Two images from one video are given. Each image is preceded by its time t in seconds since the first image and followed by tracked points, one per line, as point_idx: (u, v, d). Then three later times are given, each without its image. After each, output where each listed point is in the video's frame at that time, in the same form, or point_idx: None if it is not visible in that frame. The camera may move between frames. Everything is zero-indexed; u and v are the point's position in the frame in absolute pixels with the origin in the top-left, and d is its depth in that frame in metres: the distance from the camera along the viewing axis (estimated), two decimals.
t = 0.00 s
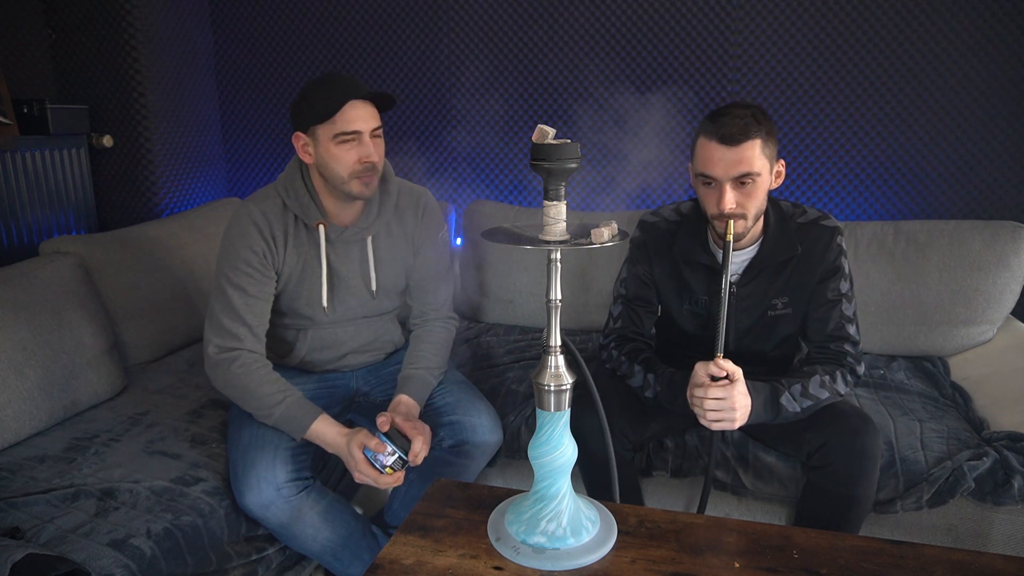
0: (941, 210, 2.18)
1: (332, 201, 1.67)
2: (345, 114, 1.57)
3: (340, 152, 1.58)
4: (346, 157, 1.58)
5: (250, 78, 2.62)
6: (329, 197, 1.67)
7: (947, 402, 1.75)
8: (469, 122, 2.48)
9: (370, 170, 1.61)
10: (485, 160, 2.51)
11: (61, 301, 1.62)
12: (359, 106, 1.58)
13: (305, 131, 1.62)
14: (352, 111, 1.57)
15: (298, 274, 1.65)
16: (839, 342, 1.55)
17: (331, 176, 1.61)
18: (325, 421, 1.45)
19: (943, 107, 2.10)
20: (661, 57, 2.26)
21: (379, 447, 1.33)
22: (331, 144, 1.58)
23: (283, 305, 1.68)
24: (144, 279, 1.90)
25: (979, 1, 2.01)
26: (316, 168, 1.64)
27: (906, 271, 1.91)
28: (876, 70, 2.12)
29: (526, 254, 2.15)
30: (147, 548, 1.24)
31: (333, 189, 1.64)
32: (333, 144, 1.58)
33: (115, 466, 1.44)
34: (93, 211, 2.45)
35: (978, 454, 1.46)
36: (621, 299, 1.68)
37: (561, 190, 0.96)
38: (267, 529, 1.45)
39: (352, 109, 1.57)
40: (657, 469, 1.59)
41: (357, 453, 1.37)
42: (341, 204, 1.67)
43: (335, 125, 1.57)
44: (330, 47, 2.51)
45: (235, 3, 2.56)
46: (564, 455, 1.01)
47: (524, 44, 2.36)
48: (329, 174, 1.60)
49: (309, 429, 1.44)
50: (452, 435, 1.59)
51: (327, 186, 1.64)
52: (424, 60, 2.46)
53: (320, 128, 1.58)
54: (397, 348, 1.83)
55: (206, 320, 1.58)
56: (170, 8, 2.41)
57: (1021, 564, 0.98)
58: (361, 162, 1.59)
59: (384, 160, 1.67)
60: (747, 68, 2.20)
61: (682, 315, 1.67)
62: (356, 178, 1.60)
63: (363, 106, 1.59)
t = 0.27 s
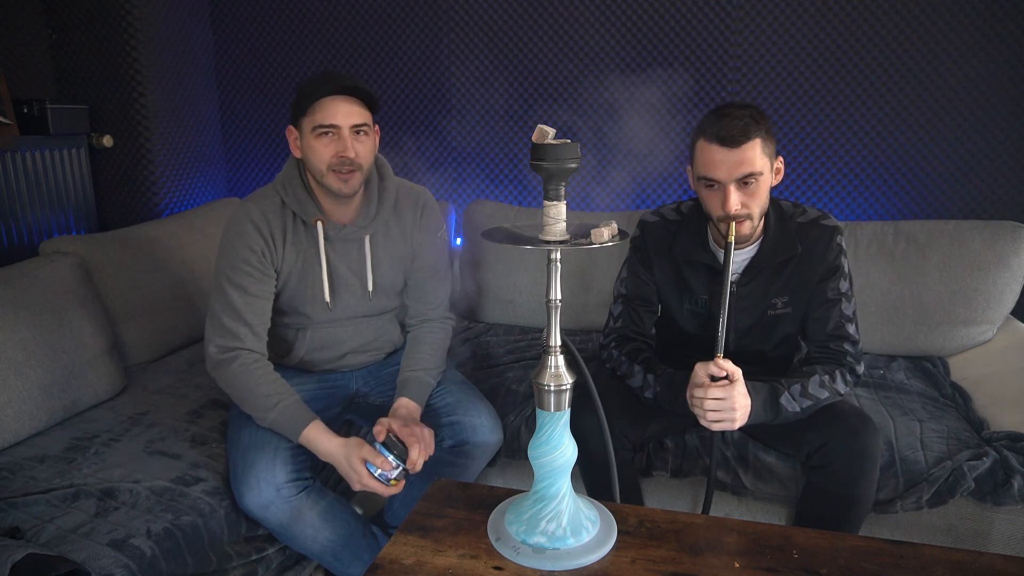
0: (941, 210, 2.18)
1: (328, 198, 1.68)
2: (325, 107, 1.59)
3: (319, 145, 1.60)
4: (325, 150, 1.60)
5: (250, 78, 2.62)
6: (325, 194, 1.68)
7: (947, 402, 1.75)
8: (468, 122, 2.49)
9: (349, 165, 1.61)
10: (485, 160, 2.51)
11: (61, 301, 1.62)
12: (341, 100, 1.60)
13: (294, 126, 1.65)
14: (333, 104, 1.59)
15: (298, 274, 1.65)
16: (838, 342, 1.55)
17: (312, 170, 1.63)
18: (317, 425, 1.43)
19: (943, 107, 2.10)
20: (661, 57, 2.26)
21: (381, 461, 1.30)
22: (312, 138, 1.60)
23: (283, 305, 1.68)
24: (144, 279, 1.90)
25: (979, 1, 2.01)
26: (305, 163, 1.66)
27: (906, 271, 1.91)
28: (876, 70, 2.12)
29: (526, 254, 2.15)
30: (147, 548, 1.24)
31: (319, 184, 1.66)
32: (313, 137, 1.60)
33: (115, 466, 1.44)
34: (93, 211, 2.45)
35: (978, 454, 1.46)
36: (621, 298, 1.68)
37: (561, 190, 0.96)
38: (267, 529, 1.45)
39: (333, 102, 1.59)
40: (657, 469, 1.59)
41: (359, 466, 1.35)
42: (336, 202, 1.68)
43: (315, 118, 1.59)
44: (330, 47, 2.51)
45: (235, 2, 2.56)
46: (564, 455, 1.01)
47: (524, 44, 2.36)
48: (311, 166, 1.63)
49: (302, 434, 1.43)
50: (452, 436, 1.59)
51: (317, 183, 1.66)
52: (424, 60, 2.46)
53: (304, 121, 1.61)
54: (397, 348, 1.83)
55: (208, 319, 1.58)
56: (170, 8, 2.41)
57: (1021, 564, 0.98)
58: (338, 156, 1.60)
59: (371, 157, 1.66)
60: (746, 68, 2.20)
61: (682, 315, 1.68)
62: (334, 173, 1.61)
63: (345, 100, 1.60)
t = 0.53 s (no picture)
0: (941, 210, 2.18)
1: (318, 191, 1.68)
2: (310, 99, 1.62)
3: (302, 135, 1.62)
4: (308, 141, 1.62)
5: (250, 78, 2.62)
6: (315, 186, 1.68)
7: (947, 402, 1.75)
8: (468, 122, 2.49)
9: (331, 156, 1.62)
10: (485, 160, 2.51)
11: (61, 301, 1.62)
12: (327, 93, 1.63)
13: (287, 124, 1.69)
14: (318, 96, 1.62)
15: (298, 274, 1.65)
16: (838, 341, 1.55)
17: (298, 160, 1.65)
18: (318, 425, 1.43)
19: (943, 107, 2.10)
20: (661, 56, 2.26)
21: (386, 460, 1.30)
22: (297, 129, 1.63)
23: (283, 305, 1.68)
24: (144, 279, 1.90)
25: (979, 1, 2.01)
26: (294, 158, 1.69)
27: (906, 271, 1.91)
28: (876, 70, 2.12)
29: (526, 254, 2.15)
30: (147, 548, 1.24)
31: (306, 179, 1.67)
32: (298, 128, 1.63)
33: (115, 466, 1.44)
34: (93, 211, 2.45)
35: (978, 454, 1.46)
36: (622, 299, 1.68)
37: (561, 190, 0.96)
38: (267, 529, 1.45)
39: (318, 93, 1.62)
40: (657, 469, 1.59)
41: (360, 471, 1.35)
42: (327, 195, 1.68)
43: (300, 110, 1.63)
44: (330, 47, 2.51)
45: (235, 2, 2.56)
46: (564, 455, 1.01)
47: (524, 44, 2.36)
48: (297, 159, 1.65)
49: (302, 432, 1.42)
50: (452, 435, 1.59)
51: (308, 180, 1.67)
52: (424, 60, 2.46)
53: (292, 115, 1.65)
54: (396, 348, 1.83)
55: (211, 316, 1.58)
56: (170, 8, 2.41)
57: (1021, 564, 0.98)
58: (320, 146, 1.61)
59: (358, 151, 1.66)
60: (746, 68, 2.20)
61: (682, 315, 1.67)
62: (317, 164, 1.62)
63: (331, 93, 1.63)
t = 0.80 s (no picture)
0: (941, 210, 2.18)
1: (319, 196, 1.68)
2: (312, 101, 1.62)
3: (304, 139, 1.62)
4: (309, 144, 1.61)
5: (250, 78, 2.62)
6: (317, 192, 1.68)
7: (947, 402, 1.75)
8: (468, 122, 2.49)
9: (333, 160, 1.62)
10: (485, 160, 2.51)
11: (61, 301, 1.62)
12: (328, 96, 1.63)
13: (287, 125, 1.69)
14: (320, 98, 1.61)
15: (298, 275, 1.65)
16: (838, 341, 1.55)
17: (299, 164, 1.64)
18: (316, 424, 1.42)
19: (942, 107, 2.10)
20: (662, 56, 2.26)
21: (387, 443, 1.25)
22: (298, 131, 1.63)
23: (283, 305, 1.68)
24: (144, 279, 1.90)
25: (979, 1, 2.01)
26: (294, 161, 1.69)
27: (906, 271, 1.91)
28: (876, 70, 2.12)
29: (526, 254, 2.15)
30: (147, 548, 1.24)
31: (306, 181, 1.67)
32: (299, 130, 1.63)
33: (115, 466, 1.44)
34: (93, 211, 2.45)
35: (978, 454, 1.46)
36: (622, 299, 1.69)
37: (561, 189, 0.96)
38: (267, 529, 1.45)
39: (319, 97, 1.62)
40: (657, 469, 1.59)
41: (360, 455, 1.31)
42: (328, 200, 1.68)
43: (302, 113, 1.62)
44: (330, 47, 2.51)
45: (235, 3, 2.56)
46: (563, 455, 1.01)
47: (524, 44, 2.36)
48: (297, 162, 1.65)
49: (299, 432, 1.42)
50: (452, 435, 1.59)
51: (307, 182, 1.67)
52: (424, 60, 2.46)
53: (293, 117, 1.65)
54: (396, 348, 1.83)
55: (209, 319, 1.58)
56: (170, 9, 2.41)
57: (1021, 564, 0.97)
58: (322, 150, 1.61)
59: (359, 155, 1.66)
60: (746, 68, 2.20)
61: (682, 315, 1.68)
62: (319, 167, 1.62)
63: (332, 96, 1.63)
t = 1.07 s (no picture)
0: (941, 210, 2.18)
1: (326, 197, 1.68)
2: (321, 103, 1.61)
3: (313, 140, 1.61)
4: (320, 146, 1.61)
5: (250, 77, 2.62)
6: (323, 193, 1.68)
7: (947, 402, 1.75)
8: (468, 122, 2.49)
9: (345, 162, 1.62)
10: (485, 160, 2.51)
11: (61, 301, 1.62)
12: (337, 97, 1.62)
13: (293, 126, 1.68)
14: (329, 100, 1.61)
15: (298, 275, 1.65)
16: (838, 341, 1.55)
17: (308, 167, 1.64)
18: (301, 426, 1.41)
19: (942, 107, 2.10)
20: (662, 56, 2.26)
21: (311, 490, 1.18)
22: (307, 133, 1.62)
23: (283, 305, 1.68)
24: (144, 279, 1.90)
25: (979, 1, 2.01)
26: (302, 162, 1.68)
27: (906, 271, 1.91)
28: (876, 70, 2.12)
29: (526, 254, 2.15)
30: (147, 548, 1.24)
31: (314, 183, 1.67)
32: (308, 132, 1.62)
33: (115, 466, 1.44)
34: (93, 211, 2.45)
35: (978, 454, 1.46)
36: (622, 298, 1.69)
37: (561, 189, 0.96)
38: (267, 529, 1.45)
39: (328, 98, 1.61)
40: (657, 469, 1.59)
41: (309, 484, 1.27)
42: (335, 201, 1.68)
43: (310, 114, 1.61)
44: (330, 47, 2.51)
45: (235, 2, 2.56)
46: (563, 456, 1.01)
47: (524, 44, 2.36)
48: (307, 163, 1.64)
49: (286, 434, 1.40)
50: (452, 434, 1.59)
51: (314, 183, 1.67)
52: (424, 60, 2.46)
53: (300, 118, 1.64)
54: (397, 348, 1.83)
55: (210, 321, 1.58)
56: (170, 9, 2.41)
57: (1021, 564, 0.97)
58: (333, 152, 1.61)
59: (367, 155, 1.66)
60: (746, 68, 2.20)
61: (682, 315, 1.68)
62: (329, 169, 1.61)
63: (341, 97, 1.62)
